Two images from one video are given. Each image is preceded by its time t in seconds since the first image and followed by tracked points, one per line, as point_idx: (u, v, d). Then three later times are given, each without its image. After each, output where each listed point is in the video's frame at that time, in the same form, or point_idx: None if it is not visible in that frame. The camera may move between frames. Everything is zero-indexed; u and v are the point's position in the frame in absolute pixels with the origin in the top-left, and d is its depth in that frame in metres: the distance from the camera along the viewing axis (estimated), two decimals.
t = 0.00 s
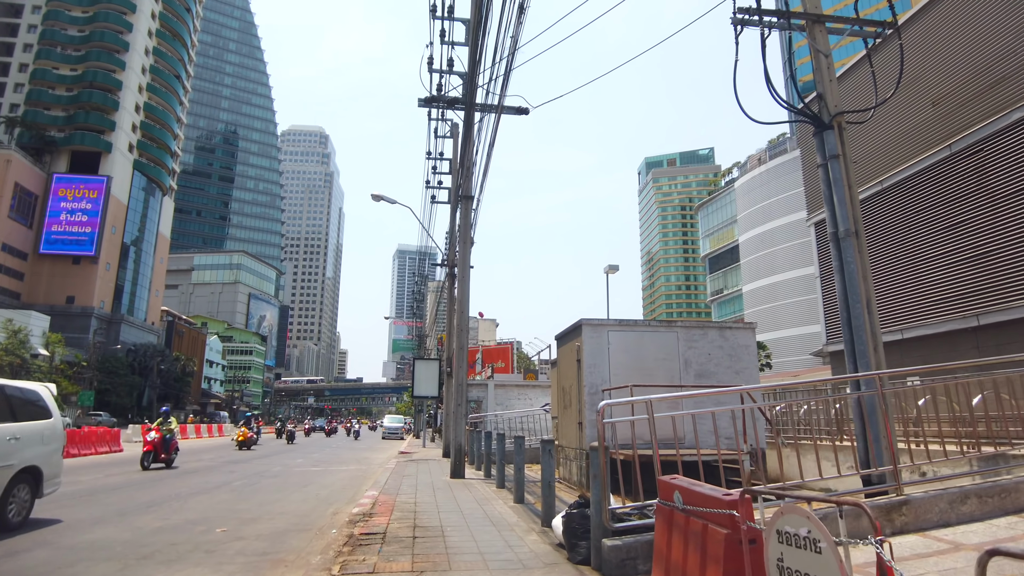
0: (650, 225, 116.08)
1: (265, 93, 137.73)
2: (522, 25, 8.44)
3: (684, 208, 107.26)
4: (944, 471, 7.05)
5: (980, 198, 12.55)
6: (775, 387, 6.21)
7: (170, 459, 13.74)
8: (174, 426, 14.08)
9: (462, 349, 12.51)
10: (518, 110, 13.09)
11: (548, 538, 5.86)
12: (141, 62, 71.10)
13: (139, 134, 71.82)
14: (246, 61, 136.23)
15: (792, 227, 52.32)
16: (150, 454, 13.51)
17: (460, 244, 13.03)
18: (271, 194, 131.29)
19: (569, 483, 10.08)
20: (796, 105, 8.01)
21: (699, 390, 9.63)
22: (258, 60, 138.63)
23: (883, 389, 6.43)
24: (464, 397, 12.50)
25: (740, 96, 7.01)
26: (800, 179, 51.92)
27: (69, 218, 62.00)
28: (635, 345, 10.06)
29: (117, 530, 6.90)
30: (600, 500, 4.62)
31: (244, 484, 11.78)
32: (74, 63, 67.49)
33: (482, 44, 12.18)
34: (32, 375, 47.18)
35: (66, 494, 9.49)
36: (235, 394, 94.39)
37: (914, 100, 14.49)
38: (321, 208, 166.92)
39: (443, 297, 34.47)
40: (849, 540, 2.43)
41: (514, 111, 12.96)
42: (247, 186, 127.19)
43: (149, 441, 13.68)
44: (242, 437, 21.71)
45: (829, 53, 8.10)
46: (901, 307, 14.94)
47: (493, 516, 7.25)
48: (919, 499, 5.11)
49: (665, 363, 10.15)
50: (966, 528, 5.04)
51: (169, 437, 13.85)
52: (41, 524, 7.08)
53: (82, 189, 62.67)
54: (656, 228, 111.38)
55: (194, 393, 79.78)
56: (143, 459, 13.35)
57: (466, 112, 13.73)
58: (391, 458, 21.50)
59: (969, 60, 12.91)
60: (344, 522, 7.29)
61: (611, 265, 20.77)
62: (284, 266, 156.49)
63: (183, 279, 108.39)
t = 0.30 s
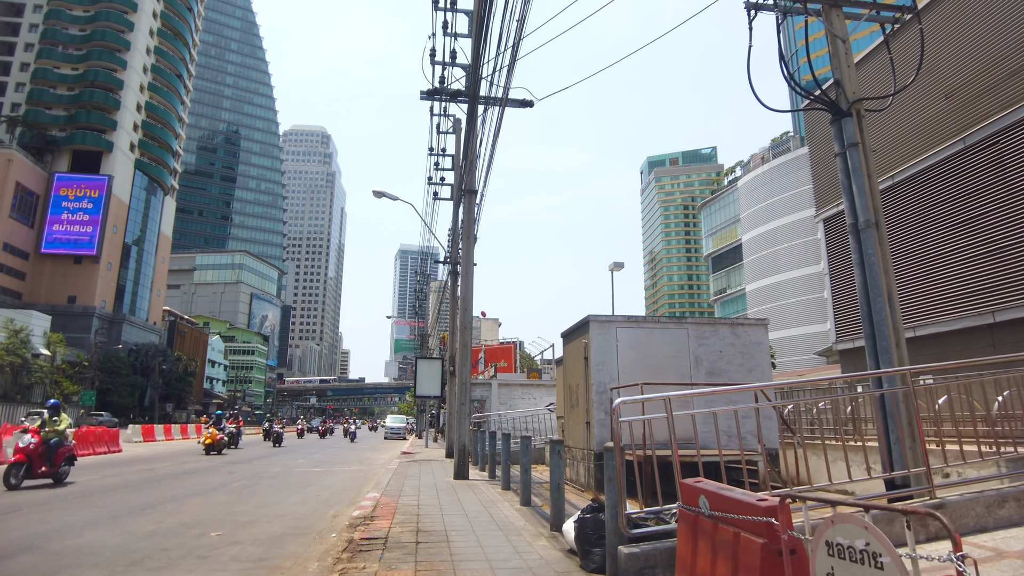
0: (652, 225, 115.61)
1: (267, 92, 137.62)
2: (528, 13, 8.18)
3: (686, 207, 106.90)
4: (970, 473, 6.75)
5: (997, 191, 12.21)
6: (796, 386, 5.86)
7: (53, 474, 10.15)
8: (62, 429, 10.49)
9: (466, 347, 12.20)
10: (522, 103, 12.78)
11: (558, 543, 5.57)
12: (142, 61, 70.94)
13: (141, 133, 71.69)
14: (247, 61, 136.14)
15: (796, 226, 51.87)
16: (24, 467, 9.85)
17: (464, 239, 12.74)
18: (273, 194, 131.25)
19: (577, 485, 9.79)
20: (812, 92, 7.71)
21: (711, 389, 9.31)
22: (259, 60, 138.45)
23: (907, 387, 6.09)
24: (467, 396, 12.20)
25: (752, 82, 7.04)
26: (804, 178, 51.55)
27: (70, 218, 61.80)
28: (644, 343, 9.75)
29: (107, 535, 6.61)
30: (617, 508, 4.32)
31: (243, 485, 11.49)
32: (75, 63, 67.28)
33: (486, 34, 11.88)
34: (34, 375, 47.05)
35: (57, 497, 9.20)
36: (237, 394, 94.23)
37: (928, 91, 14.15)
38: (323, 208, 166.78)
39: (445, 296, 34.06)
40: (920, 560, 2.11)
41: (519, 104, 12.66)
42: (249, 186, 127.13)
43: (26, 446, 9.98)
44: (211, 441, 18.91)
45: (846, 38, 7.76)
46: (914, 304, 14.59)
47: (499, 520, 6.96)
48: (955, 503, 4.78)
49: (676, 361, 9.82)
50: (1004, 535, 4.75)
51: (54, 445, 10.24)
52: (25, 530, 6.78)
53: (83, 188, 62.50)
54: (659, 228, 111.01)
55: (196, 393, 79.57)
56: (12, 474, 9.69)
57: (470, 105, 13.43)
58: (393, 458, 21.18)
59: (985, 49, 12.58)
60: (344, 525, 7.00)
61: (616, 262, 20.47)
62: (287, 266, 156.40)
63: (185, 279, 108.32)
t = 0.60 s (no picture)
0: (658, 224, 115.07)
1: (272, 93, 137.74)
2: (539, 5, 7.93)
3: (692, 207, 106.47)
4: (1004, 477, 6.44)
5: (1016, 186, 11.86)
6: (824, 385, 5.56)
7: None
8: None
9: (474, 346, 11.95)
10: (531, 98, 12.51)
11: (576, 551, 5.33)
12: (147, 62, 70.99)
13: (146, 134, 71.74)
14: (252, 62, 136.36)
15: (803, 225, 51.44)
16: None
17: (472, 237, 12.50)
18: (278, 194, 131.46)
19: (590, 488, 9.54)
20: (832, 82, 7.37)
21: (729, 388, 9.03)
22: (264, 61, 138.59)
23: (939, 387, 5.79)
24: (476, 397, 11.94)
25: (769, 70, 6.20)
26: (811, 177, 51.10)
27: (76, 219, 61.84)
28: (658, 342, 9.48)
29: (107, 541, 6.40)
30: (642, 516, 4.07)
31: (248, 487, 11.28)
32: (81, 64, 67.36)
33: (494, 28, 11.63)
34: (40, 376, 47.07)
35: (59, 500, 9.00)
36: (242, 394, 94.26)
37: (944, 85, 13.82)
38: (328, 208, 166.88)
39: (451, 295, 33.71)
40: None
41: (527, 99, 12.40)
42: (255, 187, 127.30)
43: None
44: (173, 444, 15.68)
45: (870, 27, 7.41)
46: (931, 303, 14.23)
47: (512, 525, 6.73)
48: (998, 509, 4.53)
49: (691, 360, 9.57)
50: None
51: None
52: (23, 535, 6.59)
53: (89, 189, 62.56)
54: (664, 227, 110.60)
55: (201, 394, 79.55)
56: None
57: (477, 101, 13.18)
58: (400, 458, 20.93)
59: (1004, 41, 12.24)
60: (351, 531, 6.77)
61: (624, 261, 20.19)
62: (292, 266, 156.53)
63: (191, 279, 108.44)
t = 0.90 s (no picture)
0: (675, 224, 114.10)
1: (290, 97, 138.71)
2: None
3: (710, 206, 105.51)
4: None
5: None
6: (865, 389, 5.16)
7: None
8: None
9: (495, 346, 11.74)
10: (551, 93, 12.23)
11: (607, 561, 5.07)
12: (166, 67, 71.69)
13: (166, 138, 72.46)
14: (270, 66, 137.47)
15: (824, 224, 50.59)
16: None
17: (491, 236, 12.26)
18: (296, 197, 132.42)
19: (614, 492, 9.33)
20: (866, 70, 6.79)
21: (760, 387, 8.70)
22: (282, 64, 139.61)
23: (990, 388, 5.39)
24: (496, 398, 11.71)
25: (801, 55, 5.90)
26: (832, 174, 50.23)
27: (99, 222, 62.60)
28: (685, 341, 9.20)
29: (124, 546, 6.27)
30: (683, 528, 3.82)
31: (267, 490, 11.14)
32: (103, 69, 68.24)
33: (514, 21, 11.38)
34: (64, 377, 47.64)
35: (75, 503, 8.86)
36: (262, 396, 94.86)
37: (975, 77, 13.35)
38: (345, 211, 167.70)
39: (469, 295, 33.41)
40: None
41: (548, 94, 12.12)
42: (273, 190, 128.38)
43: None
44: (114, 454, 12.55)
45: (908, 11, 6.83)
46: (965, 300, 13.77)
47: (536, 531, 6.52)
48: None
49: (719, 361, 9.25)
50: None
51: None
52: (38, 542, 6.41)
53: (111, 193, 63.34)
54: (682, 227, 109.59)
55: (222, 395, 80.17)
56: None
57: (498, 96, 12.93)
58: (420, 460, 20.72)
59: None
60: (372, 536, 6.57)
61: (646, 259, 19.86)
62: (310, 268, 157.47)
63: (211, 282, 109.48)
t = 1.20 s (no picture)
0: (695, 222, 113.02)
1: (309, 100, 139.80)
2: None
3: (730, 204, 104.44)
4: None
5: None
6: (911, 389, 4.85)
7: None
8: None
9: (517, 347, 11.51)
10: (573, 88, 11.97)
11: (642, 570, 4.83)
12: (187, 72, 72.43)
13: (187, 142, 73.22)
14: (290, 70, 138.45)
15: (847, 221, 49.70)
16: None
17: (513, 235, 12.04)
18: (316, 199, 133.29)
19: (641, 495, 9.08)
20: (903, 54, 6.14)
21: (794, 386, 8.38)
22: (301, 68, 140.70)
23: None
24: (519, 399, 11.48)
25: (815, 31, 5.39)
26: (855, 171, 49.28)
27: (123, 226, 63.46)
28: (715, 340, 8.89)
29: (142, 550, 6.15)
30: (730, 538, 3.55)
31: (288, 492, 11.03)
32: (125, 75, 69.16)
33: (534, 15, 11.14)
34: (89, 379, 48.26)
35: (95, 505, 8.80)
36: (283, 397, 95.59)
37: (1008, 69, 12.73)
38: (364, 213, 168.67)
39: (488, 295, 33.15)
40: None
41: (570, 89, 11.85)
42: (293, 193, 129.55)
43: None
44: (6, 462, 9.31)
45: None
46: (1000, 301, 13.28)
47: (564, 537, 6.31)
48: None
49: (751, 360, 8.93)
50: None
51: None
52: (65, 546, 6.29)
53: (134, 198, 64.17)
54: (702, 225, 108.63)
55: (244, 396, 80.94)
56: None
57: (518, 92, 12.69)
58: (441, 461, 20.58)
59: None
60: (395, 542, 6.39)
61: (670, 257, 19.54)
62: (330, 270, 158.57)
63: (233, 284, 110.65)
